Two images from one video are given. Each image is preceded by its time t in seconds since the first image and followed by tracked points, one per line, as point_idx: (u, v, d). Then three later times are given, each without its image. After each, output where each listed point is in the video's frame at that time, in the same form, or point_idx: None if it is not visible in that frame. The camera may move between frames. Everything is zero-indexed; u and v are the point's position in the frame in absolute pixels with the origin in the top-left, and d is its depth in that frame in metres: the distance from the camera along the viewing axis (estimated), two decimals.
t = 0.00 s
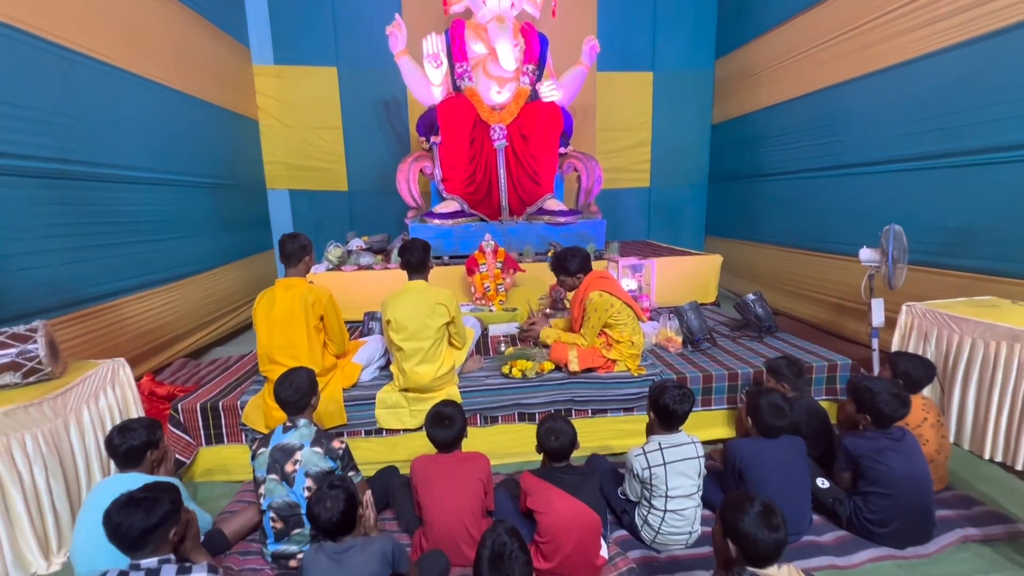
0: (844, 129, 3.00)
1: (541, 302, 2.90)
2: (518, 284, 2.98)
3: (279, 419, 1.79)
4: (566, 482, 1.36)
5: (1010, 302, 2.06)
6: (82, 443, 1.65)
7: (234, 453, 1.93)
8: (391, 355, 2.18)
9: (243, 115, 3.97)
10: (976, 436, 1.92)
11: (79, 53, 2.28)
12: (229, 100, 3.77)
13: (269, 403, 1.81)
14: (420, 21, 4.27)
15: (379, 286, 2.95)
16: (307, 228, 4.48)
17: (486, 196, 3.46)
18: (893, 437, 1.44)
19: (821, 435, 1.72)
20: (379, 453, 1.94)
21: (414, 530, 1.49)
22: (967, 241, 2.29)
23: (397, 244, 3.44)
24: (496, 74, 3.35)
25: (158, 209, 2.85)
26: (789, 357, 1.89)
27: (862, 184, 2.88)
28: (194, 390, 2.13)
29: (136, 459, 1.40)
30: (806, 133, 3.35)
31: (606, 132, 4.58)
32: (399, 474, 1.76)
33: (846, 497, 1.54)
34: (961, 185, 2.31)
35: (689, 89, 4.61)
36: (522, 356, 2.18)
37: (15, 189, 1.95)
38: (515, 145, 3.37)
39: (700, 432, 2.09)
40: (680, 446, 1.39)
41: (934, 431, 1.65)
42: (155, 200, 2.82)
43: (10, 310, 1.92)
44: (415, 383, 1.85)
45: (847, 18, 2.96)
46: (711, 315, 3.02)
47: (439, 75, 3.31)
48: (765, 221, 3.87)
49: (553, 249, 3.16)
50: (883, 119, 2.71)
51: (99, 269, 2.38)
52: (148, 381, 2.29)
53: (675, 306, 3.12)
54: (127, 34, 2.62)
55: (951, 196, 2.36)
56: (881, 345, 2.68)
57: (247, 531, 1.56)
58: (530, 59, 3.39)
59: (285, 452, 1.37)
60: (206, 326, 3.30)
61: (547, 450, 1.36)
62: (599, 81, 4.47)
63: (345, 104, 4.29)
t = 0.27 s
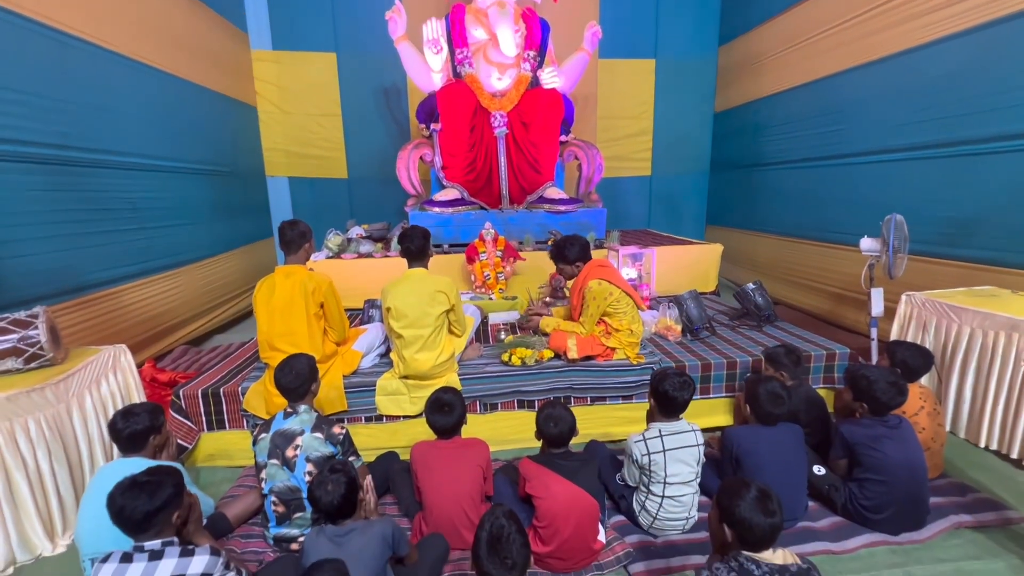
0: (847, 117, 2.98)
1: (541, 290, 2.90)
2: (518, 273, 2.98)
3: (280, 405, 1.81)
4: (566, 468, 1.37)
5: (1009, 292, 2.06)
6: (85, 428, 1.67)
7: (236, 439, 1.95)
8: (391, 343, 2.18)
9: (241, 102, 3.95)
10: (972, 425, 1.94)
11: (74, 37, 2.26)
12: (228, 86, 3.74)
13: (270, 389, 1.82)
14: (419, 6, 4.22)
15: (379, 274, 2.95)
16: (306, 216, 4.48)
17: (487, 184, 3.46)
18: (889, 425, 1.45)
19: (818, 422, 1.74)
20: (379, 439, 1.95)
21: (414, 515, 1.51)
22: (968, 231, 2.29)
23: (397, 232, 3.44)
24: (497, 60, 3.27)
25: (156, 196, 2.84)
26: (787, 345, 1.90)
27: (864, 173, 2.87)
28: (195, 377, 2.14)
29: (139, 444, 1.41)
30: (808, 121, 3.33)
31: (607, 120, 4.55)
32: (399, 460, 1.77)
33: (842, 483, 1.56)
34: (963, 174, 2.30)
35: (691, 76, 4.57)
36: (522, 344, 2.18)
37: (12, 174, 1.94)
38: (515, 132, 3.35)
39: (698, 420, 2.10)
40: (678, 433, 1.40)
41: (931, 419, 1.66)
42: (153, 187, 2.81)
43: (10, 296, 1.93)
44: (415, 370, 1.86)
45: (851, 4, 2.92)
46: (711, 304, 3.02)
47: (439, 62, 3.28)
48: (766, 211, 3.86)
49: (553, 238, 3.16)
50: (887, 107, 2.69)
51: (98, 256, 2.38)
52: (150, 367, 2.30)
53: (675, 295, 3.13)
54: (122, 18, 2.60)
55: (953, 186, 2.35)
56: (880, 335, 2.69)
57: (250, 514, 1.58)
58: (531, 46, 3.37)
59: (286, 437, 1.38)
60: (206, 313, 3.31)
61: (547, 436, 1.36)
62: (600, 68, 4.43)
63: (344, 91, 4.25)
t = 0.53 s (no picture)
0: (849, 109, 2.97)
1: (541, 282, 2.90)
2: (518, 264, 2.98)
3: (281, 395, 1.82)
4: (564, 458, 1.38)
5: (1008, 286, 2.07)
6: (88, 416, 1.68)
7: (238, 428, 1.97)
8: (391, 334, 2.19)
9: (240, 91, 3.93)
10: (968, 418, 1.95)
11: (72, 25, 2.25)
12: (227, 76, 3.73)
13: (272, 379, 1.83)
14: None
15: (379, 265, 2.95)
16: (306, 207, 4.47)
17: (487, 176, 3.46)
18: (886, 416, 1.46)
19: (816, 414, 1.75)
20: (380, 429, 1.97)
21: (414, 503, 1.52)
22: (969, 224, 2.29)
23: (397, 224, 3.44)
24: (498, 50, 3.27)
25: (156, 186, 2.84)
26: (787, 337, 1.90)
27: (866, 166, 2.86)
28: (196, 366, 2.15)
29: (143, 432, 1.42)
30: (811, 114, 3.32)
31: (608, 112, 4.53)
32: (399, 449, 1.79)
33: (839, 474, 1.57)
34: (965, 168, 2.30)
35: (694, 67, 4.54)
36: (522, 336, 2.19)
37: (12, 163, 1.94)
38: (516, 123, 3.34)
39: (696, 412, 2.12)
40: (676, 424, 1.41)
41: (927, 411, 1.68)
42: (153, 177, 2.81)
43: (11, 285, 1.94)
44: (415, 361, 1.87)
45: None
46: (711, 297, 3.03)
47: (439, 51, 3.29)
48: (767, 203, 3.85)
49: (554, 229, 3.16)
50: (890, 99, 2.68)
51: (98, 246, 2.38)
52: (151, 357, 2.31)
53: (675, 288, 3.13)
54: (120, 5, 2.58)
55: (955, 179, 2.35)
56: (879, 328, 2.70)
57: (252, 502, 1.60)
58: (532, 36, 3.34)
59: (287, 427, 1.40)
60: (207, 304, 3.32)
61: (546, 427, 1.37)
62: (602, 58, 4.40)
63: (344, 81, 4.23)
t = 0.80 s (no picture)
0: (852, 102, 2.96)
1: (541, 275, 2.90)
2: (517, 256, 2.98)
3: (282, 385, 1.83)
4: (562, 449, 1.38)
5: (1007, 280, 2.08)
6: (89, 406, 1.69)
7: (239, 418, 1.98)
8: (391, 325, 2.20)
9: (239, 81, 3.91)
10: (964, 411, 1.97)
11: (69, 13, 2.24)
12: (225, 66, 3.70)
13: (272, 369, 1.85)
14: None
15: (378, 256, 2.96)
16: (305, 198, 4.46)
17: (487, 167, 3.45)
18: (881, 408, 1.47)
19: (812, 406, 1.76)
20: (379, 419, 1.98)
21: (413, 492, 1.54)
22: (970, 218, 2.30)
23: (396, 215, 3.43)
24: (499, 41, 3.23)
25: (155, 176, 2.83)
26: (788, 330, 1.93)
27: (868, 160, 2.86)
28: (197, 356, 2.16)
29: (144, 421, 1.43)
30: (812, 106, 3.31)
31: (609, 103, 4.50)
32: (398, 440, 1.80)
33: (834, 466, 1.59)
34: (967, 161, 2.30)
35: (695, 59, 4.52)
36: (521, 327, 2.19)
37: (10, 153, 1.94)
38: (516, 114, 3.33)
39: (694, 403, 2.13)
40: (673, 416, 1.42)
41: (923, 404, 1.69)
42: (152, 167, 2.81)
43: (11, 275, 1.94)
44: (415, 352, 1.88)
45: None
46: (709, 289, 3.03)
47: (439, 42, 3.26)
48: (767, 197, 3.85)
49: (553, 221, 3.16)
50: (893, 92, 2.67)
51: (98, 236, 2.38)
52: (152, 347, 2.32)
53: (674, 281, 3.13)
54: None
55: (956, 172, 2.35)
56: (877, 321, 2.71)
57: (253, 491, 1.61)
58: (532, 27, 3.32)
59: (288, 416, 1.41)
60: (206, 295, 3.33)
61: (545, 418, 1.38)
62: (603, 49, 4.38)
63: (343, 71, 4.21)
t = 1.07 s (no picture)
0: (853, 96, 2.96)
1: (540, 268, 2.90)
2: (516, 250, 2.98)
3: (281, 377, 1.84)
4: (560, 440, 1.39)
5: (1005, 275, 2.08)
6: (88, 397, 1.70)
7: (238, 410, 1.98)
8: (389, 318, 2.20)
9: (237, 72, 3.89)
10: (960, 405, 1.98)
11: (66, 3, 2.22)
12: (223, 57, 3.68)
13: (271, 361, 1.85)
14: None
15: (377, 250, 2.95)
16: (304, 191, 4.45)
17: (486, 161, 3.44)
18: (878, 402, 1.48)
19: (809, 399, 1.77)
20: (378, 411, 1.98)
21: (412, 484, 1.55)
22: (969, 213, 2.30)
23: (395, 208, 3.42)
24: (499, 33, 3.24)
25: (154, 168, 2.83)
26: (787, 324, 1.94)
27: (869, 154, 2.85)
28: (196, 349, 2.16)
29: (143, 413, 1.44)
30: (813, 100, 3.30)
31: (609, 96, 4.48)
32: (397, 432, 1.80)
33: (830, 459, 1.60)
34: (968, 156, 2.30)
35: (696, 52, 4.49)
36: (519, 320, 2.19)
37: (9, 144, 1.93)
38: (515, 107, 3.32)
39: (692, 397, 2.14)
40: (670, 408, 1.43)
41: (920, 398, 1.70)
42: (151, 159, 2.80)
43: (9, 266, 1.94)
44: (413, 345, 1.88)
45: None
46: (708, 283, 3.03)
47: (438, 33, 3.21)
48: (767, 191, 3.85)
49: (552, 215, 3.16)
50: (895, 86, 2.66)
51: (96, 228, 2.38)
52: (151, 339, 2.32)
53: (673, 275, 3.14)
54: None
55: (957, 167, 2.35)
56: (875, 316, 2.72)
57: (253, 482, 1.62)
58: (533, 18, 3.32)
59: (287, 408, 1.41)
60: (205, 288, 3.33)
61: (542, 410, 1.39)
62: (604, 42, 4.35)
63: (342, 62, 4.18)
